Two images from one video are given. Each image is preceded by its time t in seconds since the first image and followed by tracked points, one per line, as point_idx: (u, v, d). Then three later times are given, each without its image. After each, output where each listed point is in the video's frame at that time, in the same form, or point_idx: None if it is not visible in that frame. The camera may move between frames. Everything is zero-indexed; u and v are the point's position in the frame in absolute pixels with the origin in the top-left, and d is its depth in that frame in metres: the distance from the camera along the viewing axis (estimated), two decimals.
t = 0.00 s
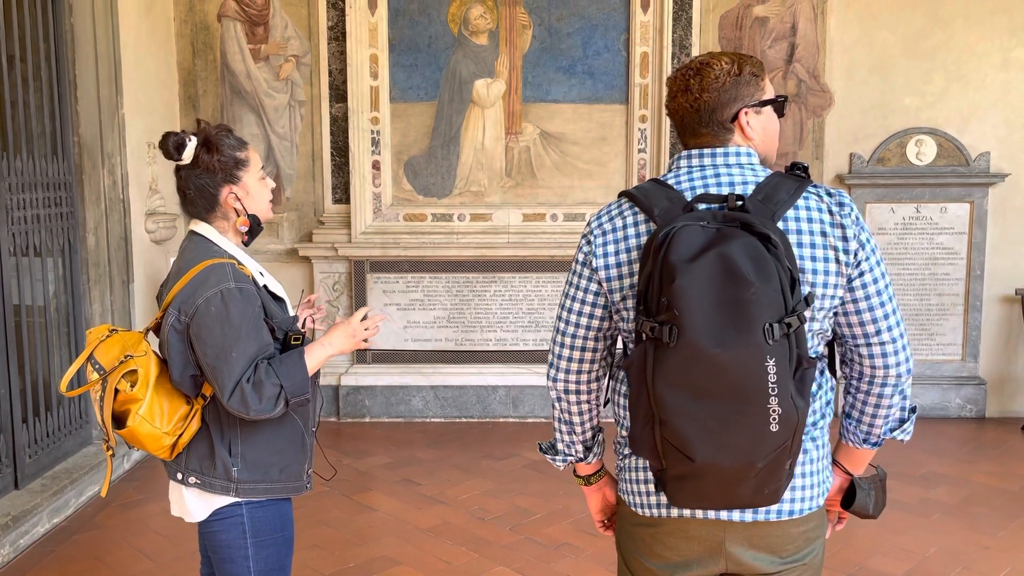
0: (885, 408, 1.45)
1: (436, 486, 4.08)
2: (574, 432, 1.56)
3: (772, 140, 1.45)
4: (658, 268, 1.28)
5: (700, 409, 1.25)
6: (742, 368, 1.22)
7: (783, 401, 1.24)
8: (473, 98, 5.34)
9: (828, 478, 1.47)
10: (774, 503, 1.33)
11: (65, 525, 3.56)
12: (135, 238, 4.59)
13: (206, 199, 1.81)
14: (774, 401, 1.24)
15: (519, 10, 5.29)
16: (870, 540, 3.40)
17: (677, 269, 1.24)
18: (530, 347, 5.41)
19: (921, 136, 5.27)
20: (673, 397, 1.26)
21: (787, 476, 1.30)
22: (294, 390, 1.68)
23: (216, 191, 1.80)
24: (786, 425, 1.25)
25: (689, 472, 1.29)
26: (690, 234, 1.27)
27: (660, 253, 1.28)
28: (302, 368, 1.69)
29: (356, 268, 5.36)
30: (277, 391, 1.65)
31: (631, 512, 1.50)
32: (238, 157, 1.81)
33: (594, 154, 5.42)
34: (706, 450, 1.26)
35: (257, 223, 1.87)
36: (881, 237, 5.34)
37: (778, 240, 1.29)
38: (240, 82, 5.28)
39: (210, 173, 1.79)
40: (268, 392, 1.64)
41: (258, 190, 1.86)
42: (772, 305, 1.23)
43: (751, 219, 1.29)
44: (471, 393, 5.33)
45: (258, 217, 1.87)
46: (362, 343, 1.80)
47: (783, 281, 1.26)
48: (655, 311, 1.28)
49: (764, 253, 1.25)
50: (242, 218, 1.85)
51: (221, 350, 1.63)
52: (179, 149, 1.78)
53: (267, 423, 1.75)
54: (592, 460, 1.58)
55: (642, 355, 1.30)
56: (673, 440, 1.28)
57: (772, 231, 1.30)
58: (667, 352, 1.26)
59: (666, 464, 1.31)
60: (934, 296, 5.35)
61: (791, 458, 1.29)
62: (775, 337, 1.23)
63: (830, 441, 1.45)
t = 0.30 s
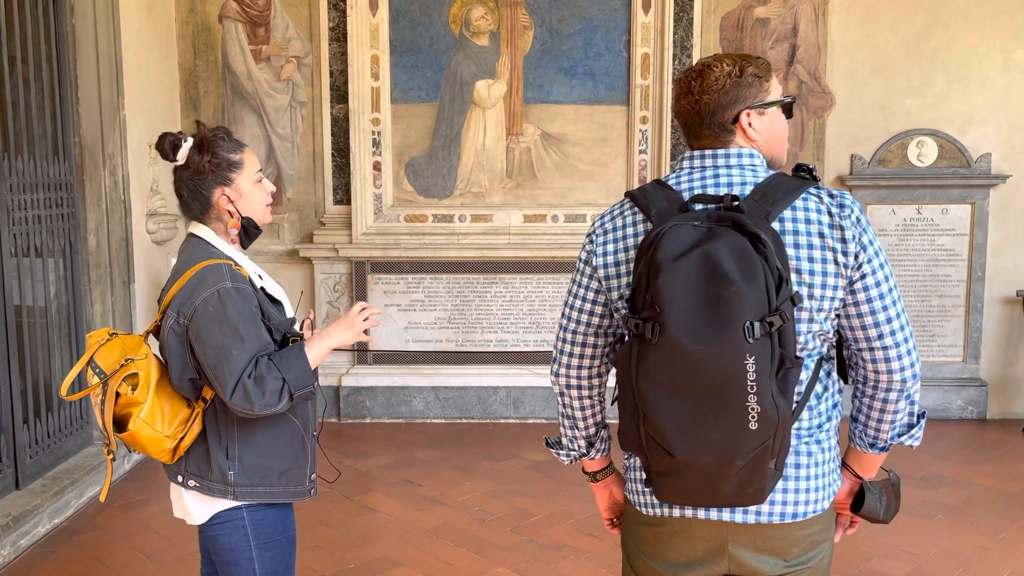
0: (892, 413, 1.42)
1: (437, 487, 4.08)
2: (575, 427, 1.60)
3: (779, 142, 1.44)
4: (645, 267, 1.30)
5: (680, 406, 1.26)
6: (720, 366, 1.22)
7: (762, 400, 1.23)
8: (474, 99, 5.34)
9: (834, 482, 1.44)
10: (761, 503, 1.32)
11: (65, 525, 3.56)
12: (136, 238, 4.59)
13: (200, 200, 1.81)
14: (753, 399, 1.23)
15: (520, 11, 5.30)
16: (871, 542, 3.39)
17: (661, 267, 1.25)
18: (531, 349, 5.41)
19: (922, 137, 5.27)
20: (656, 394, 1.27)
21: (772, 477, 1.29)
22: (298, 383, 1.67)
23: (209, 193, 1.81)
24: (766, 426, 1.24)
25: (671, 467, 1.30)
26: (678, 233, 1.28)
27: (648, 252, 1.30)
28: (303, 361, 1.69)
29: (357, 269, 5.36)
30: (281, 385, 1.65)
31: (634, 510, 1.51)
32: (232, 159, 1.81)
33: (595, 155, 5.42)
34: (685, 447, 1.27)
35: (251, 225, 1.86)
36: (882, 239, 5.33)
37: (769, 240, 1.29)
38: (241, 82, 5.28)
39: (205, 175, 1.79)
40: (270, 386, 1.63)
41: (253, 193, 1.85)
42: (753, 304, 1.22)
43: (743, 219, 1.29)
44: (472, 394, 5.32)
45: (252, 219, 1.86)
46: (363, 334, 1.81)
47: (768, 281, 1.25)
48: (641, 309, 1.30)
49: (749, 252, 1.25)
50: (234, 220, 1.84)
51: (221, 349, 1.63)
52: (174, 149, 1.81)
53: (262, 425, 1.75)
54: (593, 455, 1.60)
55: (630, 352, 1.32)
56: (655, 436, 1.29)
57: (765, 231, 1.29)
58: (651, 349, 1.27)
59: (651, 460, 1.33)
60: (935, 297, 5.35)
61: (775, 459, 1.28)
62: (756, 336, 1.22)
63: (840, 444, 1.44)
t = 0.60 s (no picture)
0: (899, 420, 1.39)
1: (437, 487, 4.08)
2: (585, 424, 1.62)
3: (791, 143, 1.43)
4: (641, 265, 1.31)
5: (669, 403, 1.27)
6: (708, 365, 1.23)
7: (750, 401, 1.23)
8: (476, 100, 5.34)
9: (843, 485, 1.43)
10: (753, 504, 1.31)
11: (66, 525, 3.56)
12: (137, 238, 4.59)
13: (195, 198, 1.82)
14: (739, 399, 1.23)
15: (521, 11, 5.29)
16: (872, 543, 3.39)
17: (655, 266, 1.26)
18: (533, 349, 5.41)
19: (924, 138, 5.26)
20: (646, 392, 1.28)
21: (763, 478, 1.28)
22: (294, 386, 1.67)
23: (203, 190, 1.81)
24: (753, 426, 1.24)
25: (661, 462, 1.31)
26: (675, 232, 1.29)
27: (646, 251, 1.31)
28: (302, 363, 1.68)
29: (358, 270, 5.36)
30: (278, 387, 1.64)
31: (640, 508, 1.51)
32: (228, 157, 1.81)
33: (596, 156, 5.42)
34: (673, 444, 1.28)
35: (245, 224, 1.85)
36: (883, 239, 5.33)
37: (768, 242, 1.28)
38: (242, 83, 5.28)
39: (201, 173, 1.80)
40: (267, 388, 1.63)
41: (249, 192, 1.85)
42: (744, 305, 1.22)
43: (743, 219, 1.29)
44: (473, 394, 5.32)
45: (247, 218, 1.85)
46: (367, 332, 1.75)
47: (762, 282, 1.25)
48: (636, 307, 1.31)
49: (744, 253, 1.25)
50: (228, 218, 1.84)
51: (219, 350, 1.63)
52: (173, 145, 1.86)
53: (261, 425, 1.75)
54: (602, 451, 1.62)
55: (625, 349, 1.34)
56: (647, 432, 1.31)
57: (764, 232, 1.29)
58: (643, 346, 1.29)
59: (644, 456, 1.34)
60: (937, 298, 5.34)
61: (765, 460, 1.28)
62: (745, 336, 1.23)
63: (847, 447, 1.43)
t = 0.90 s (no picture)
0: (906, 424, 1.38)
1: (439, 487, 4.07)
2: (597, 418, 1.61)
3: (803, 141, 1.42)
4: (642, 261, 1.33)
5: (662, 398, 1.28)
6: (698, 362, 1.24)
7: (739, 399, 1.23)
8: (477, 100, 5.34)
9: (850, 488, 1.42)
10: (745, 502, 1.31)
11: (68, 525, 3.57)
12: (138, 238, 4.60)
13: (194, 198, 1.82)
14: (728, 397, 1.23)
15: (523, 11, 5.29)
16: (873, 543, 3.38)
17: (654, 262, 1.28)
18: (534, 349, 5.41)
19: (926, 138, 5.26)
20: (641, 386, 1.30)
21: (756, 477, 1.28)
22: (290, 397, 1.66)
23: (202, 190, 1.81)
24: (741, 423, 1.24)
25: (654, 455, 1.33)
26: (675, 230, 1.30)
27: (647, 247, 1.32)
28: (298, 374, 1.67)
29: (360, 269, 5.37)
30: (273, 399, 1.64)
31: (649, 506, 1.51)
32: (227, 158, 1.81)
33: (598, 156, 5.42)
34: (665, 438, 1.30)
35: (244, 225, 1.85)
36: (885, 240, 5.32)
37: (769, 241, 1.28)
38: (244, 83, 5.28)
39: (200, 174, 1.80)
40: (263, 399, 1.63)
41: (248, 193, 1.84)
42: (737, 303, 1.23)
43: (746, 217, 1.29)
44: (474, 394, 5.32)
45: (245, 220, 1.85)
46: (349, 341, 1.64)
47: (758, 281, 1.25)
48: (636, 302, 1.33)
49: (740, 252, 1.25)
50: (227, 220, 1.84)
51: (214, 357, 1.63)
52: (174, 144, 1.87)
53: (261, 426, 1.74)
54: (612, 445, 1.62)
55: (625, 343, 1.36)
56: (643, 426, 1.33)
57: (765, 232, 1.29)
58: (639, 342, 1.31)
59: (640, 448, 1.36)
60: (938, 299, 5.34)
61: (757, 458, 1.27)
62: (734, 335, 1.23)
63: (855, 451, 1.41)
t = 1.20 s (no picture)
0: (909, 429, 1.35)
1: (440, 487, 4.07)
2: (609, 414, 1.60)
3: (811, 141, 1.42)
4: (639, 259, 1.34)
5: (652, 395, 1.29)
6: (686, 359, 1.24)
7: (726, 398, 1.22)
8: (480, 100, 5.34)
9: (858, 492, 1.41)
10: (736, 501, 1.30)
11: (69, 524, 3.57)
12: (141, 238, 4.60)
13: (195, 199, 1.83)
14: (715, 395, 1.23)
15: (526, 11, 5.29)
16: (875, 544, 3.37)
17: (649, 261, 1.29)
18: (536, 349, 5.41)
19: (928, 139, 5.25)
20: (634, 383, 1.31)
21: (745, 475, 1.27)
22: (286, 408, 1.65)
23: (202, 190, 1.82)
24: (728, 422, 1.23)
25: (646, 451, 1.34)
26: (673, 229, 1.30)
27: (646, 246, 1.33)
28: (294, 386, 1.66)
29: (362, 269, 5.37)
30: (269, 409, 1.63)
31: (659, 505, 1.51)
32: (227, 159, 1.81)
33: (601, 157, 5.41)
34: (656, 435, 1.31)
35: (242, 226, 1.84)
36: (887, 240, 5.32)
37: (766, 242, 1.28)
38: (246, 82, 5.28)
39: (200, 174, 1.80)
40: (258, 408, 1.62)
41: (248, 194, 1.84)
42: (727, 302, 1.22)
43: (745, 216, 1.29)
44: (476, 394, 5.32)
45: (244, 221, 1.84)
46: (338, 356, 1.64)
47: (750, 281, 1.24)
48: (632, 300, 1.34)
49: (734, 251, 1.25)
50: (226, 220, 1.83)
51: (211, 361, 1.63)
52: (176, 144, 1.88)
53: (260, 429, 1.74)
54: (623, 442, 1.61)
55: (621, 341, 1.37)
56: (636, 422, 1.34)
57: (763, 232, 1.29)
58: (632, 338, 1.32)
59: (634, 445, 1.38)
60: (941, 300, 5.33)
61: (746, 458, 1.26)
62: (723, 334, 1.22)
63: (861, 452, 1.40)
